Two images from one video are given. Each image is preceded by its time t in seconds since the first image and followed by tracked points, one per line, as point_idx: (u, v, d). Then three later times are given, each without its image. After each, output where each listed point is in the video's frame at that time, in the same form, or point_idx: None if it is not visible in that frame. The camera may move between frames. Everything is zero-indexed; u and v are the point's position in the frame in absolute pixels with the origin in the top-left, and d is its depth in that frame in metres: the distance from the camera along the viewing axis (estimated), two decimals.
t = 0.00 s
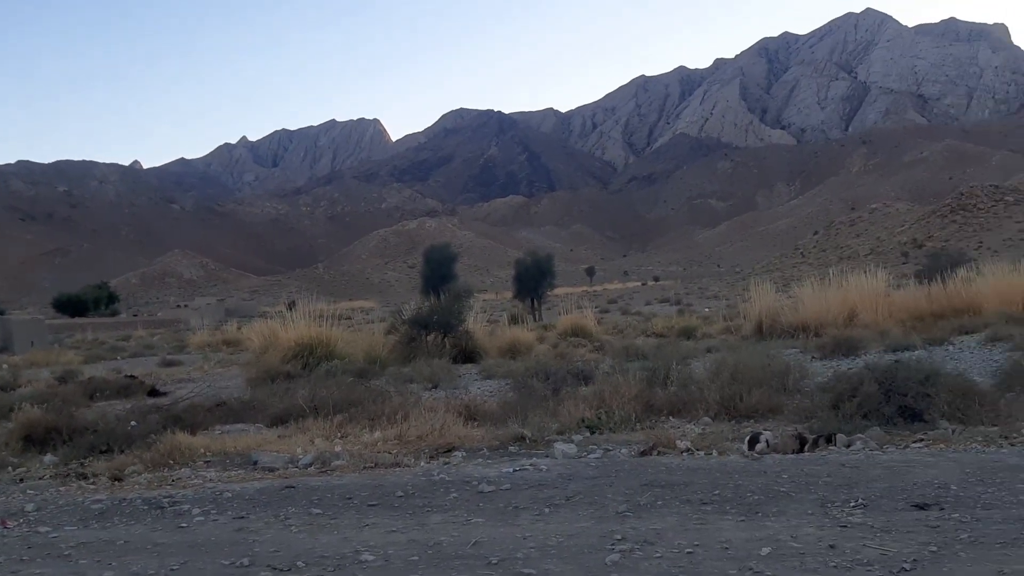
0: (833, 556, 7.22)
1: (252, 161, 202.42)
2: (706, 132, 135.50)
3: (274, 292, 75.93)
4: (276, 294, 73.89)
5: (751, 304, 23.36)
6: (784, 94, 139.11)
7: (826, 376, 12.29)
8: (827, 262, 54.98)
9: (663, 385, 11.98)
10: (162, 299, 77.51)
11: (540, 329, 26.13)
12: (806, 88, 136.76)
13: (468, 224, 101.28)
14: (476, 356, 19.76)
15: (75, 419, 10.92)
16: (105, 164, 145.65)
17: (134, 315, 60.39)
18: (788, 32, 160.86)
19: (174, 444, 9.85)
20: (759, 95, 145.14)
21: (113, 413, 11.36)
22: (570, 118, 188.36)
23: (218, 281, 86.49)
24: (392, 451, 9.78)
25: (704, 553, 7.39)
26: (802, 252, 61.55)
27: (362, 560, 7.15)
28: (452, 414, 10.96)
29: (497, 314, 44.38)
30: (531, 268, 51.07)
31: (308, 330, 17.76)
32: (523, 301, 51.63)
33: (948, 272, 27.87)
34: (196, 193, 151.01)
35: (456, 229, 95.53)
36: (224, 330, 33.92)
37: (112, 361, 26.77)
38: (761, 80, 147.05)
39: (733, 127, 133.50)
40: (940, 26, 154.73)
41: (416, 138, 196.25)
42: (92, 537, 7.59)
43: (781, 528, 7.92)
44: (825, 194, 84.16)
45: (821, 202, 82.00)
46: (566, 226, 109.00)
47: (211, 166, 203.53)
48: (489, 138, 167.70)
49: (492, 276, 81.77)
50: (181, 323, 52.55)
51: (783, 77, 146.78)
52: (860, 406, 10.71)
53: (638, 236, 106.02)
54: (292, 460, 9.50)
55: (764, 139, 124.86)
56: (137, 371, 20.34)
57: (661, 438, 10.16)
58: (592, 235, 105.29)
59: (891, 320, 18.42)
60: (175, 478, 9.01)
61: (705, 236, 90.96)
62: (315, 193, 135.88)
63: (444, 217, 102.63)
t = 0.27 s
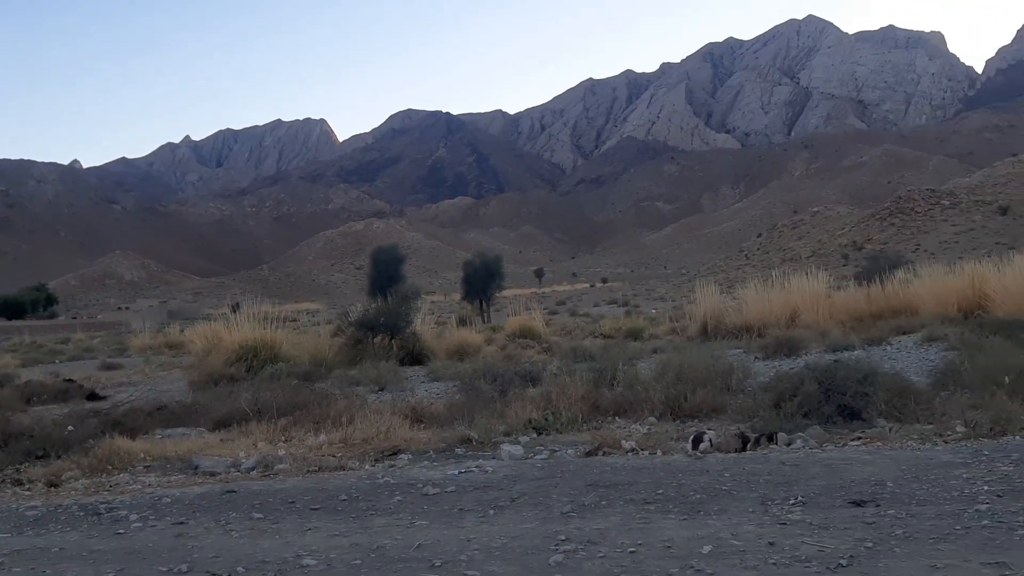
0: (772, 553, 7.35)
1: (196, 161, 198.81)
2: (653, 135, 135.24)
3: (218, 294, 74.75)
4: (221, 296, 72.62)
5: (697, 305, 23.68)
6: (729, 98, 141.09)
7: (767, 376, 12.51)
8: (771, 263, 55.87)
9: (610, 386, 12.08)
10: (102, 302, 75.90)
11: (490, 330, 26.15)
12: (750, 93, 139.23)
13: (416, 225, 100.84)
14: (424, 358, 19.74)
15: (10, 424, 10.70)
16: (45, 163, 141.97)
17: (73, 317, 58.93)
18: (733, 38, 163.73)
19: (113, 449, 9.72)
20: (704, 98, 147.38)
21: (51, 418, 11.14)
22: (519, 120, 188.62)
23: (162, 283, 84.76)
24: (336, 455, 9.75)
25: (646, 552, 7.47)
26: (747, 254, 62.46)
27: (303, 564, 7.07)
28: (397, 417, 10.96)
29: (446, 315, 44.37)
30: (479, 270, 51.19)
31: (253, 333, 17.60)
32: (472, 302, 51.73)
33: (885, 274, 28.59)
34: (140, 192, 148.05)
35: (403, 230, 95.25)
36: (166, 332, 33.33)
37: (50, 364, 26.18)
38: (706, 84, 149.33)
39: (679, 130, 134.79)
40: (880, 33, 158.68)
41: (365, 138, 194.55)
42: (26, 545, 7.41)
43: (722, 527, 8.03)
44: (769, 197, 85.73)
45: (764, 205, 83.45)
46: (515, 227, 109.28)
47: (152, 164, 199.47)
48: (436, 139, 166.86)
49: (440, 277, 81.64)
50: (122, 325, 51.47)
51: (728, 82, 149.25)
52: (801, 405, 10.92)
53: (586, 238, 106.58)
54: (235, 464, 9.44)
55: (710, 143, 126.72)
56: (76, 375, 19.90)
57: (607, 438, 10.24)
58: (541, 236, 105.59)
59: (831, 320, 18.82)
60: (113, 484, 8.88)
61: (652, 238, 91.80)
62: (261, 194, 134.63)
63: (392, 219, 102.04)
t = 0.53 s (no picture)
0: (725, 551, 7.43)
1: (150, 159, 195.55)
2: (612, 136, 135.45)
3: (172, 295, 73.72)
4: (175, 296, 71.47)
5: (654, 304, 23.85)
6: (687, 100, 142.23)
7: (723, 375, 12.65)
8: (727, 263, 56.54)
9: (568, 386, 12.13)
10: (54, 303, 74.47)
11: (449, 331, 26.13)
12: (707, 95, 140.90)
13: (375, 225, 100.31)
14: (381, 359, 19.69)
15: None
16: None
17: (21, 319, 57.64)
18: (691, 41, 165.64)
19: (61, 452, 9.62)
20: (662, 100, 148.87)
21: None
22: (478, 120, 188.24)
23: (115, 283, 83.25)
24: (292, 457, 9.71)
25: (601, 550, 7.51)
26: (705, 254, 63.09)
27: (256, 568, 6.99)
28: (354, 418, 10.95)
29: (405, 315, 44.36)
30: (438, 270, 51.19)
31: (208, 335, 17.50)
32: (431, 302, 51.76)
33: (836, 274, 29.06)
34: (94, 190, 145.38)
35: (362, 230, 94.84)
36: (118, 334, 32.82)
37: None
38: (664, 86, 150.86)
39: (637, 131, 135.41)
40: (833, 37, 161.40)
41: (324, 136, 192.65)
42: None
43: (678, 524, 8.10)
44: (725, 198, 86.84)
45: (720, 206, 84.35)
46: (474, 226, 109.34)
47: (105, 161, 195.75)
48: (395, 139, 165.69)
49: (399, 278, 81.44)
50: (72, 327, 50.56)
51: (685, 84, 150.91)
52: (755, 403, 11.08)
53: (545, 238, 106.77)
54: (188, 468, 9.39)
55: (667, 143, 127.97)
56: (25, 377, 19.58)
57: (564, 438, 10.29)
58: (500, 236, 105.58)
59: (786, 320, 19.07)
60: (62, 488, 8.77)
61: (611, 238, 92.32)
62: (218, 193, 132.86)
63: (350, 219, 101.35)
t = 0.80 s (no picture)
0: (693, 549, 7.46)
1: (117, 156, 192.85)
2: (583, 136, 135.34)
3: (139, 294, 72.71)
4: (142, 296, 70.49)
5: (625, 305, 23.92)
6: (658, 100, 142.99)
7: (693, 374, 12.71)
8: (696, 263, 56.86)
9: (538, 386, 12.13)
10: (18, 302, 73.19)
11: (419, 330, 26.05)
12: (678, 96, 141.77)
13: (346, 224, 99.75)
14: (350, 358, 19.61)
15: None
16: None
17: None
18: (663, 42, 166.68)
19: (24, 455, 9.50)
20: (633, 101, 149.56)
21: None
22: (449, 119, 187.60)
23: (80, 283, 82.01)
24: (259, 458, 9.66)
25: (569, 551, 7.51)
26: (675, 254, 63.36)
27: (220, 569, 6.92)
28: (322, 418, 10.91)
29: (375, 315, 44.19)
30: (408, 269, 50.99)
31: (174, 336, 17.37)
32: (400, 302, 51.65)
33: (803, 275, 29.31)
34: (59, 188, 143.02)
35: (333, 230, 94.29)
36: (81, 334, 32.34)
37: None
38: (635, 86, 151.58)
39: (608, 131, 135.59)
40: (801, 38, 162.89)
41: (294, 134, 190.97)
42: None
43: (645, 524, 8.13)
44: (695, 198, 87.42)
45: (689, 206, 84.79)
46: (446, 226, 109.17)
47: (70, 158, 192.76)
48: (365, 138, 164.48)
49: (369, 277, 81.10)
50: (34, 326, 49.71)
51: (656, 85, 151.70)
52: (724, 402, 11.16)
53: (516, 238, 106.67)
54: (153, 470, 9.31)
55: (638, 144, 128.66)
56: None
57: (533, 438, 10.29)
58: (471, 235, 105.34)
59: (755, 320, 19.22)
60: (24, 490, 8.65)
61: (582, 238, 92.48)
62: (187, 190, 131.27)
63: (320, 219, 100.59)
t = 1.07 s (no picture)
0: (672, 549, 7.51)
1: (96, 154, 191.27)
2: (564, 137, 135.17)
3: (118, 294, 72.12)
4: (121, 296, 69.93)
5: (606, 305, 24.01)
6: (640, 101, 143.53)
7: (673, 374, 12.80)
8: (678, 264, 57.11)
9: (520, 386, 12.19)
10: None
11: (401, 331, 26.04)
12: (659, 97, 142.37)
13: (327, 224, 99.44)
14: (331, 359, 19.59)
15: None
16: None
17: None
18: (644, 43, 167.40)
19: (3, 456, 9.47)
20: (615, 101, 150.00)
21: None
22: (430, 118, 187.26)
23: (59, 282, 81.35)
24: (240, 458, 9.68)
25: (548, 551, 7.54)
26: (657, 255, 63.67)
27: (200, 570, 6.90)
28: (303, 419, 10.92)
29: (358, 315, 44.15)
30: (389, 270, 50.94)
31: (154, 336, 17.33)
32: (383, 302, 51.69)
33: (784, 275, 29.51)
34: (36, 187, 141.61)
35: (313, 229, 93.94)
36: (58, 335, 32.11)
37: None
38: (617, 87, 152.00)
39: (590, 132, 135.59)
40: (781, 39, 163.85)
41: (274, 133, 189.99)
42: None
43: (624, 523, 8.17)
44: (677, 199, 87.88)
45: (670, 207, 85.21)
46: (427, 227, 109.10)
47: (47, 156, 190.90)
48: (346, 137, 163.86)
49: (350, 277, 80.95)
50: (10, 327, 49.21)
51: (638, 86, 152.25)
52: (704, 401, 11.25)
53: (499, 238, 106.67)
54: (132, 470, 9.30)
55: (620, 145, 129.11)
56: None
57: (515, 438, 10.33)
58: (453, 235, 105.32)
59: (735, 320, 19.36)
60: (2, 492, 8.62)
61: (564, 239, 92.67)
62: (167, 189, 130.28)
63: (300, 218, 100.23)
